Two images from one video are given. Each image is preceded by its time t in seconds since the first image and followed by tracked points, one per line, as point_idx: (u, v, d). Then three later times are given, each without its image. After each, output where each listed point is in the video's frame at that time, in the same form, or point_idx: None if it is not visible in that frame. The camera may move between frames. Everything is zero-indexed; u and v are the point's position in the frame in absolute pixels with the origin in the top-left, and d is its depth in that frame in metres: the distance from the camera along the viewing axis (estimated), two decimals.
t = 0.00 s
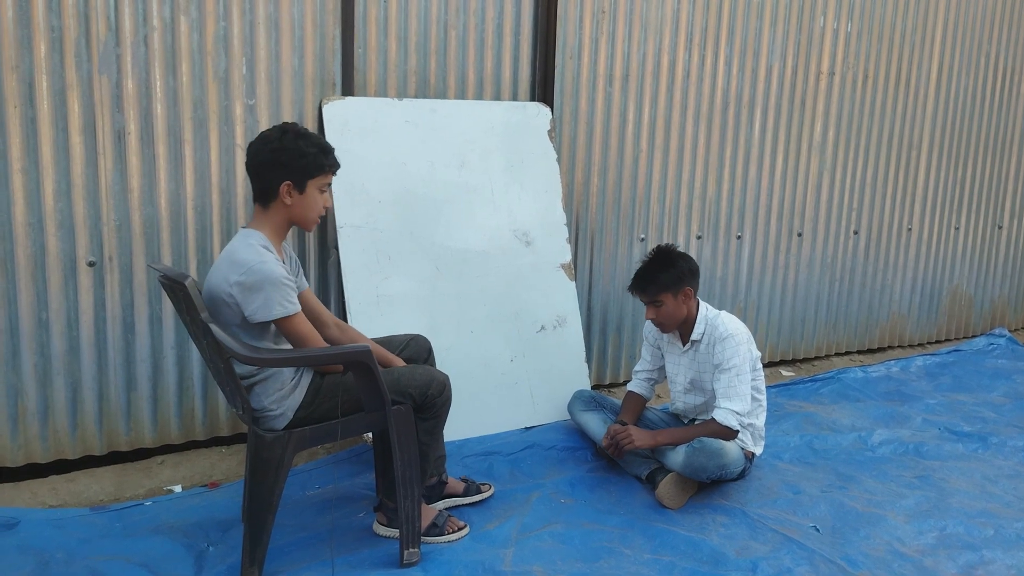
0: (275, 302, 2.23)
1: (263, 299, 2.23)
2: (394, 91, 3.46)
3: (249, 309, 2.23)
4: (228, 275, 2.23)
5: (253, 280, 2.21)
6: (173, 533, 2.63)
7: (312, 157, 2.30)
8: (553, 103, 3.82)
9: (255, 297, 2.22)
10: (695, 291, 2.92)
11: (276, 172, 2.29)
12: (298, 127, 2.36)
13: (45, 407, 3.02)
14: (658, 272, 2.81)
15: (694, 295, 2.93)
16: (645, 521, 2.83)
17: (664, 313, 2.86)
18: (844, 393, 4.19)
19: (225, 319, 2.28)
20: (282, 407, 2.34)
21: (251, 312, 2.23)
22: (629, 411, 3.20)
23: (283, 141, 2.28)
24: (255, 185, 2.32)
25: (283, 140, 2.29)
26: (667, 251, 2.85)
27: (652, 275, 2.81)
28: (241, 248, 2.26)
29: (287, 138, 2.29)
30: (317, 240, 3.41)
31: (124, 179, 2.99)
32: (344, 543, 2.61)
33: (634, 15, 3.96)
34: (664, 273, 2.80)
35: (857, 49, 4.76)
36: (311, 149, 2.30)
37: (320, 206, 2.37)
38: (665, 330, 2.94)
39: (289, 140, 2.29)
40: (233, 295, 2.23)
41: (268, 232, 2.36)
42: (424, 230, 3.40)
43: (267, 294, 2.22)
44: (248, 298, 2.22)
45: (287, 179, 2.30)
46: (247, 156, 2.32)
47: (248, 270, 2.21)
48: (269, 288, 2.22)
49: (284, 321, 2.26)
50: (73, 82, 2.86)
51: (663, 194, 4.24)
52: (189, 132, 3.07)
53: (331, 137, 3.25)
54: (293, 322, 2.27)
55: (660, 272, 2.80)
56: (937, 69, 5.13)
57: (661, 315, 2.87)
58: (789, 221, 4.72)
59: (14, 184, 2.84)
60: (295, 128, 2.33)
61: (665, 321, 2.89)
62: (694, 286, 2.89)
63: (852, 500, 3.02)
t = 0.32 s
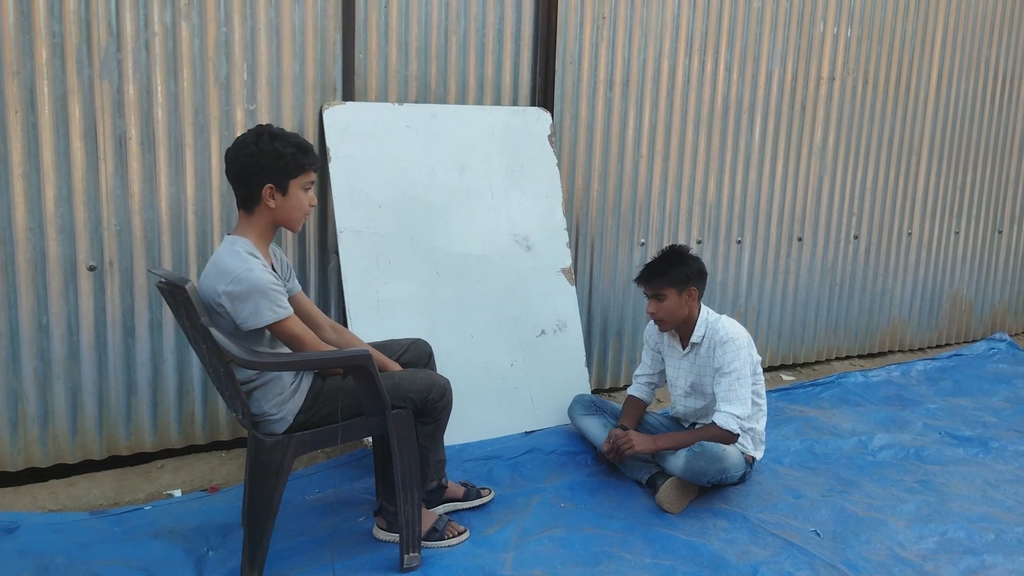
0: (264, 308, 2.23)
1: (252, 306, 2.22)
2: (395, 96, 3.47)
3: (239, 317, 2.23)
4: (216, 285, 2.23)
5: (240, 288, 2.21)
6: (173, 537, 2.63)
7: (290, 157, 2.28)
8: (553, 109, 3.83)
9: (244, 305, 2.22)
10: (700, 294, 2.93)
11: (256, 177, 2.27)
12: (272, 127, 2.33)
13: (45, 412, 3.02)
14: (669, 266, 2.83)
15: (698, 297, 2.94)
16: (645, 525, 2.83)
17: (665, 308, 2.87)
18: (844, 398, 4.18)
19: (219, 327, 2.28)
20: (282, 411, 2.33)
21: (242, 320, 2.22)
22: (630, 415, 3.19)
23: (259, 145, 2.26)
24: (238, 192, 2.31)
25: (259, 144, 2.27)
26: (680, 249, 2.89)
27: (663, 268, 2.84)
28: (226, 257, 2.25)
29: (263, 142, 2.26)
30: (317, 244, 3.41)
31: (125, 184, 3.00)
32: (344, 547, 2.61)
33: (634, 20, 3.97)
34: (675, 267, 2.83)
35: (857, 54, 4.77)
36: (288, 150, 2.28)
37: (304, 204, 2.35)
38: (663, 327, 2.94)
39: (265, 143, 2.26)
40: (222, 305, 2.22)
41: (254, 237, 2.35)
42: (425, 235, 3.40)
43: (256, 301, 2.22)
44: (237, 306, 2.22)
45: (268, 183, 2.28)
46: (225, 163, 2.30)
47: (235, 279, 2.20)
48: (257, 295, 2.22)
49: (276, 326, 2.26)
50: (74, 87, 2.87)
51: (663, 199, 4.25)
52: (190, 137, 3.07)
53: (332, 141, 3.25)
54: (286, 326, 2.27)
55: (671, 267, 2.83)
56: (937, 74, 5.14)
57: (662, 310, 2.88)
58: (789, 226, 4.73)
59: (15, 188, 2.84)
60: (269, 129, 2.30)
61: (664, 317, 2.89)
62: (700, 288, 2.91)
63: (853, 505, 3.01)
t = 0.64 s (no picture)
0: (262, 313, 2.23)
1: (250, 311, 2.22)
2: (393, 101, 3.47)
3: (237, 322, 2.22)
4: (214, 290, 2.23)
5: (238, 293, 2.21)
6: (170, 542, 2.63)
7: (285, 162, 2.27)
8: (551, 113, 3.84)
9: (242, 309, 2.22)
10: (702, 298, 2.94)
11: (253, 183, 2.27)
12: (267, 131, 2.32)
13: (43, 416, 3.01)
14: (673, 269, 2.85)
15: (699, 301, 2.95)
16: (643, 530, 2.83)
17: (666, 310, 2.88)
18: (842, 402, 4.19)
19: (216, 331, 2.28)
20: (279, 415, 2.34)
21: (240, 324, 2.22)
22: (628, 419, 3.19)
23: (254, 151, 2.26)
24: (235, 198, 2.31)
25: (254, 149, 2.26)
26: (685, 253, 2.91)
27: (667, 270, 2.85)
28: (224, 261, 2.25)
29: (257, 147, 2.26)
30: (314, 249, 3.41)
31: (123, 189, 3.00)
32: (342, 552, 2.61)
33: (632, 25, 3.98)
34: (679, 270, 2.84)
35: (854, 59, 4.78)
36: (283, 154, 2.27)
37: (301, 208, 2.35)
38: (661, 329, 2.95)
39: (260, 149, 2.26)
40: (220, 309, 2.22)
41: (252, 241, 2.35)
42: (423, 239, 3.40)
43: (254, 306, 2.22)
44: (235, 310, 2.21)
45: (264, 188, 2.28)
46: (221, 169, 2.30)
47: (233, 283, 2.21)
48: (255, 300, 2.22)
49: (275, 330, 2.26)
50: (72, 91, 2.87)
51: (661, 203, 4.25)
52: (188, 141, 3.07)
53: (330, 145, 3.25)
54: (284, 330, 2.27)
55: (677, 269, 2.84)
56: (933, 79, 5.15)
57: (662, 312, 2.89)
58: (786, 230, 4.73)
59: (13, 192, 2.84)
60: (264, 134, 2.29)
61: (664, 319, 2.90)
62: (702, 293, 2.92)
63: (851, 509, 3.01)
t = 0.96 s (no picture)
0: (269, 316, 2.23)
1: (257, 313, 2.22)
2: (397, 103, 3.47)
3: (243, 323, 2.22)
4: (222, 290, 2.23)
5: (246, 295, 2.21)
6: (175, 543, 2.63)
7: (297, 167, 2.28)
8: (555, 115, 3.84)
9: (249, 312, 2.21)
10: (707, 300, 2.94)
11: (263, 186, 2.27)
12: (280, 136, 2.33)
13: (48, 418, 3.02)
14: (680, 270, 2.85)
15: (704, 303, 2.94)
16: (648, 531, 2.82)
17: (670, 310, 2.88)
18: (847, 403, 4.18)
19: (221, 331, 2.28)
20: (284, 417, 2.34)
21: (245, 326, 2.22)
22: (632, 420, 3.18)
23: (266, 154, 2.26)
24: (244, 200, 2.31)
25: (267, 153, 2.27)
26: (691, 254, 2.91)
27: (673, 270, 2.85)
28: (234, 263, 2.25)
29: (270, 151, 2.27)
30: (319, 251, 3.42)
31: (128, 191, 3.01)
32: (346, 553, 2.61)
33: (635, 26, 3.98)
34: (685, 271, 2.85)
35: (858, 60, 4.78)
36: (295, 159, 2.28)
37: (310, 215, 2.36)
38: (665, 329, 2.94)
39: (273, 152, 2.27)
40: (226, 309, 2.23)
41: (260, 245, 2.35)
42: (427, 240, 3.41)
43: (261, 309, 2.22)
44: (242, 312, 2.21)
45: (274, 192, 2.28)
46: (232, 171, 2.31)
47: (241, 285, 2.21)
48: (262, 302, 2.22)
49: (280, 334, 2.26)
50: (76, 94, 2.88)
51: (665, 205, 4.25)
52: (192, 143, 3.08)
53: (334, 147, 3.26)
54: (288, 335, 2.27)
55: (682, 270, 2.85)
56: (938, 80, 5.14)
57: (666, 313, 2.89)
58: (791, 231, 4.73)
59: (18, 195, 2.85)
60: (277, 138, 2.30)
61: (668, 319, 2.90)
62: (707, 294, 2.92)
63: (856, 510, 3.00)
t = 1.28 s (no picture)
0: (271, 317, 2.23)
1: (259, 314, 2.22)
2: (399, 103, 3.48)
3: (246, 323, 2.22)
4: (225, 291, 2.23)
5: (249, 295, 2.21)
6: (178, 543, 2.63)
7: (305, 169, 2.29)
8: (557, 115, 3.84)
9: (252, 313, 2.22)
10: (711, 299, 2.94)
11: (270, 186, 2.27)
12: (289, 138, 2.33)
13: (51, 418, 3.03)
14: (686, 268, 2.85)
15: (707, 303, 2.94)
16: (650, 532, 2.82)
17: (675, 308, 2.88)
18: (850, 403, 4.17)
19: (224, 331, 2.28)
20: (286, 417, 2.34)
21: (248, 327, 2.23)
22: (635, 420, 3.17)
23: (275, 154, 2.26)
24: (249, 199, 2.31)
25: (276, 153, 2.27)
26: (697, 253, 2.91)
27: (679, 268, 2.85)
28: (236, 263, 2.25)
29: (280, 151, 2.27)
30: (321, 252, 3.43)
31: (130, 192, 3.01)
32: (349, 553, 2.61)
33: (637, 26, 3.98)
34: (691, 270, 2.84)
35: (861, 60, 4.77)
36: (304, 162, 2.29)
37: (313, 218, 2.37)
38: (668, 328, 2.94)
39: (282, 153, 2.27)
40: (229, 310, 2.23)
41: (262, 245, 2.35)
42: (429, 240, 3.41)
43: (264, 310, 2.22)
44: (244, 313, 2.22)
45: (280, 193, 2.28)
46: (239, 169, 2.30)
47: (245, 286, 2.21)
48: (265, 303, 2.22)
49: (282, 335, 2.26)
50: (79, 95, 2.88)
51: (667, 205, 4.25)
52: (195, 144, 3.09)
53: (336, 148, 3.26)
54: (291, 335, 2.27)
55: (688, 268, 2.84)
56: (940, 80, 5.14)
57: (670, 311, 2.89)
58: (793, 231, 4.73)
59: (21, 196, 2.86)
60: (286, 139, 2.31)
61: (672, 317, 2.89)
62: (711, 294, 2.92)
63: (859, 510, 3.00)
